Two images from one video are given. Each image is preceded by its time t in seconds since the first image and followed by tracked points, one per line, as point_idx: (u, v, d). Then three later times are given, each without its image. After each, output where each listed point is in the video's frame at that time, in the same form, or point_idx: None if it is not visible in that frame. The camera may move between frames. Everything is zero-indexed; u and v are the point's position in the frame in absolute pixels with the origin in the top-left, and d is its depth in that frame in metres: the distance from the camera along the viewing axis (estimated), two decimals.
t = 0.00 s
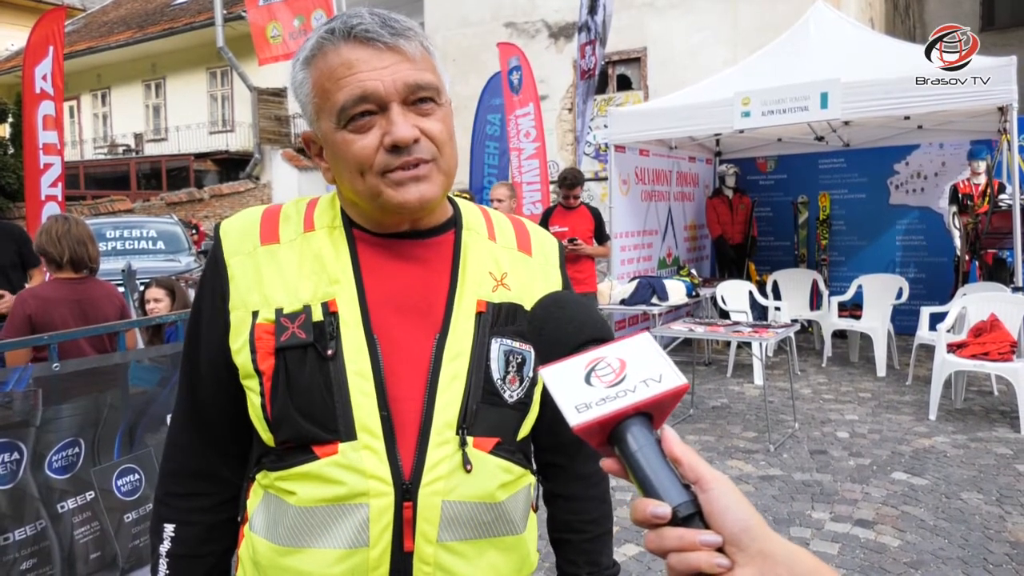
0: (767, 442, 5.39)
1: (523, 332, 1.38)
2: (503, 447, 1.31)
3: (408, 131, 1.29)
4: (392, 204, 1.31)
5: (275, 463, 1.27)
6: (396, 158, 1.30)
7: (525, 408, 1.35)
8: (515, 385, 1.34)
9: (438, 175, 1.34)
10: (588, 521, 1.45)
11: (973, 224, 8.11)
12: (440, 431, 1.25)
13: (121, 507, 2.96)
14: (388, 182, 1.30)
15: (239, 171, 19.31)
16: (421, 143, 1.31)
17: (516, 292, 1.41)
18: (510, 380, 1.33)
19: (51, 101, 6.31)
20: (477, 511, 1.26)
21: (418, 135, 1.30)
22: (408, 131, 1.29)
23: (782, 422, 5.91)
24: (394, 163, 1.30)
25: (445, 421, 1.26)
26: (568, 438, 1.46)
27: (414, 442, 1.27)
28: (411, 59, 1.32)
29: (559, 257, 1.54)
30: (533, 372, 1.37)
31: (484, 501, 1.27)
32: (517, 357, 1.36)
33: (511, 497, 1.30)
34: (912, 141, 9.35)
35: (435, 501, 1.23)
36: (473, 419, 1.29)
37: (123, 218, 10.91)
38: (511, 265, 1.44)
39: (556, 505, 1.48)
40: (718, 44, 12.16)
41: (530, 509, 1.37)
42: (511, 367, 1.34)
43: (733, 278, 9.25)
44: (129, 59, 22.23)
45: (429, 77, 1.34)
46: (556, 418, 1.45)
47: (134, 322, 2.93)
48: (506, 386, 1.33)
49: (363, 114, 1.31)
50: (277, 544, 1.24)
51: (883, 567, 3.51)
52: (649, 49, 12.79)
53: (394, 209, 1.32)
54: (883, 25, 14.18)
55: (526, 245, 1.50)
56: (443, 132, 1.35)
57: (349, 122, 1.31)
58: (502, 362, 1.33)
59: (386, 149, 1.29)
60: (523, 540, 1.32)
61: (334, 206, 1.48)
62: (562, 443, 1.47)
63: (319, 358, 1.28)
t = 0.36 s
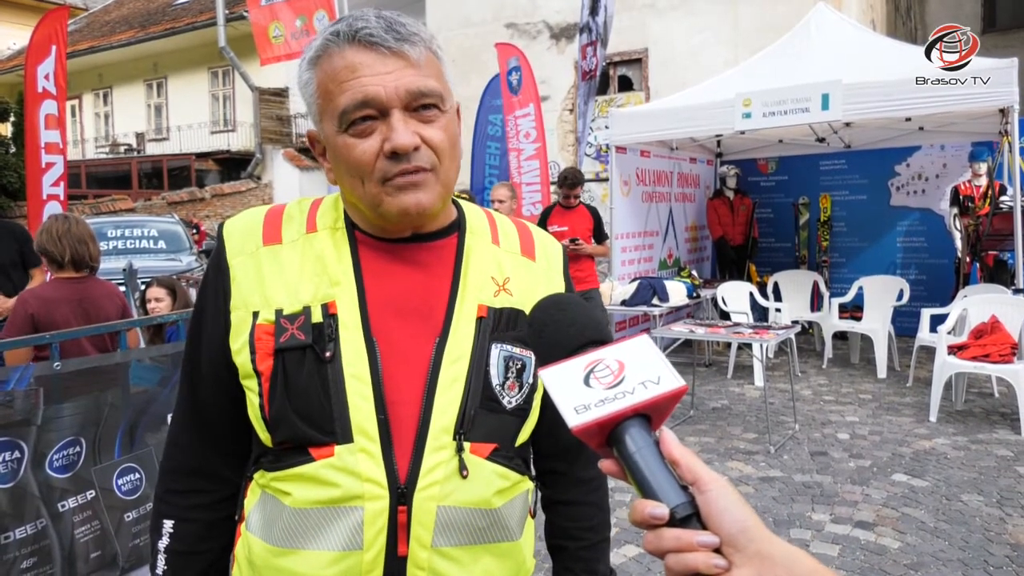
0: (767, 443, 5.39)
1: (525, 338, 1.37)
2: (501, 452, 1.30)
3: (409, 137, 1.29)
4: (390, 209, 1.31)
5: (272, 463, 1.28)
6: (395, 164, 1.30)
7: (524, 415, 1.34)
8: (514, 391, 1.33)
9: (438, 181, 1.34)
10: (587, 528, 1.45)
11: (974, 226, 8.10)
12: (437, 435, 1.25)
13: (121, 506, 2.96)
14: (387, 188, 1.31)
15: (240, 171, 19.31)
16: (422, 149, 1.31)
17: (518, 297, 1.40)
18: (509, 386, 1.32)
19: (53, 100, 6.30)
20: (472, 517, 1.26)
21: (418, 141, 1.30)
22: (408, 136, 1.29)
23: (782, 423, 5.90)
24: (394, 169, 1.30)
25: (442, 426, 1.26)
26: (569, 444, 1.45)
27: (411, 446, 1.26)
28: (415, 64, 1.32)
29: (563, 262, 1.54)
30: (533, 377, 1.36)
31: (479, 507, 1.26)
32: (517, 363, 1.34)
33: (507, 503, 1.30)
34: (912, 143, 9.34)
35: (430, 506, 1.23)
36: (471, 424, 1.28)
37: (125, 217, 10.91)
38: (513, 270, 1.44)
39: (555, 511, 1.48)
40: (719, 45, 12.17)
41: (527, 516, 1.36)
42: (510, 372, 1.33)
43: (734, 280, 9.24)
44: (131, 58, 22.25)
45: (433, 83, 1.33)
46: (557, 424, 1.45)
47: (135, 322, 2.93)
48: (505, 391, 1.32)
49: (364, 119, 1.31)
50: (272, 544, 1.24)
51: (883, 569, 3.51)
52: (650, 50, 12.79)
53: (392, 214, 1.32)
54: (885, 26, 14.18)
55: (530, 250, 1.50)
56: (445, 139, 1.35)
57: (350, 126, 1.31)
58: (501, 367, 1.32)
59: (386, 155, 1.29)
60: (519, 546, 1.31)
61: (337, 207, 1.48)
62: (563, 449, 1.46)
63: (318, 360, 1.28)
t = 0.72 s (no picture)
0: (768, 447, 5.39)
1: (524, 344, 1.37)
2: (500, 458, 1.30)
3: (408, 143, 1.30)
4: (390, 215, 1.32)
5: (271, 468, 1.28)
6: (394, 170, 1.30)
7: (524, 421, 1.34)
8: (513, 397, 1.33)
9: (437, 189, 1.34)
10: (588, 535, 1.45)
11: (975, 229, 8.08)
12: (435, 441, 1.25)
13: (123, 509, 2.96)
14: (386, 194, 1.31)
15: (242, 174, 19.35)
16: (421, 155, 1.31)
17: (517, 302, 1.40)
18: (508, 392, 1.32)
19: (56, 103, 6.31)
20: (470, 522, 1.26)
21: (418, 147, 1.30)
22: (408, 142, 1.29)
23: (784, 427, 5.90)
24: (393, 175, 1.31)
25: (439, 432, 1.25)
26: (569, 449, 1.46)
27: (408, 452, 1.26)
28: (416, 69, 1.32)
29: (565, 267, 1.53)
30: (533, 383, 1.36)
31: (477, 512, 1.26)
32: (517, 369, 1.34)
33: (505, 510, 1.30)
34: (913, 146, 9.35)
35: (428, 512, 1.23)
36: (469, 429, 1.28)
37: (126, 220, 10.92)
38: (513, 276, 1.44)
39: (556, 518, 1.48)
40: (720, 48, 12.19)
41: (526, 522, 1.36)
42: (509, 378, 1.33)
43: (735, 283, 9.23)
44: (132, 62, 22.28)
45: (434, 89, 1.34)
46: (557, 430, 1.45)
47: (138, 325, 2.95)
48: (505, 397, 1.32)
49: (364, 124, 1.31)
50: (270, 549, 1.25)
51: (885, 573, 3.50)
52: (651, 54, 12.80)
53: (391, 220, 1.33)
54: (885, 30, 14.20)
55: (531, 256, 1.49)
56: (444, 145, 1.35)
57: (350, 131, 1.31)
58: (501, 372, 1.32)
59: (385, 160, 1.29)
60: (518, 552, 1.31)
61: (338, 213, 1.48)
62: (564, 455, 1.46)
63: (315, 365, 1.28)
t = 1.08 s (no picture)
0: (773, 451, 5.38)
1: (523, 347, 1.37)
2: (497, 461, 1.30)
3: (410, 150, 1.30)
4: (390, 222, 1.32)
5: (272, 471, 1.29)
6: (395, 176, 1.31)
7: (523, 423, 1.34)
8: (511, 400, 1.32)
9: (437, 195, 1.35)
10: (589, 538, 1.45)
11: (981, 233, 8.08)
12: (432, 444, 1.25)
13: (128, 512, 2.97)
14: (386, 201, 1.32)
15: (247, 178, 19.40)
16: (422, 162, 1.31)
17: (517, 306, 1.40)
18: (506, 395, 1.32)
19: (63, 107, 6.35)
20: (467, 525, 1.26)
21: (419, 154, 1.31)
22: (409, 150, 1.30)
23: (788, 431, 5.89)
24: (394, 181, 1.31)
25: (437, 434, 1.26)
26: (570, 452, 1.46)
27: (405, 455, 1.26)
28: (419, 76, 1.32)
29: (565, 270, 1.53)
30: (532, 386, 1.36)
31: (474, 515, 1.26)
32: (515, 372, 1.34)
33: (504, 512, 1.30)
34: (919, 150, 9.34)
35: (424, 514, 1.23)
36: (467, 432, 1.28)
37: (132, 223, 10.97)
38: (513, 279, 1.43)
39: (556, 521, 1.48)
40: (724, 53, 12.19)
41: (525, 524, 1.36)
42: (507, 381, 1.33)
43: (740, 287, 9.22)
44: (139, 66, 22.38)
45: (437, 96, 1.34)
46: (557, 431, 1.45)
47: (143, 328, 2.95)
48: (502, 400, 1.32)
49: (366, 130, 1.31)
50: (271, 549, 1.25)
51: None
52: (656, 58, 12.79)
53: (391, 226, 1.33)
54: (891, 33, 14.17)
55: (530, 259, 1.49)
56: (446, 152, 1.35)
57: (352, 136, 1.32)
58: (498, 376, 1.32)
59: (386, 167, 1.30)
60: (515, 554, 1.31)
61: (339, 218, 1.49)
62: (564, 458, 1.46)
63: (313, 368, 1.29)
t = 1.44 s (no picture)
0: (777, 451, 5.37)
1: (523, 346, 1.37)
2: (498, 458, 1.30)
3: (412, 152, 1.30)
4: (391, 220, 1.33)
5: (275, 468, 1.29)
6: (398, 176, 1.32)
7: (523, 421, 1.34)
8: (511, 398, 1.33)
9: (438, 195, 1.35)
10: (589, 535, 1.45)
11: (987, 233, 8.07)
12: (433, 441, 1.26)
13: (134, 510, 2.98)
14: (388, 200, 1.32)
15: (252, 177, 19.43)
16: (424, 163, 1.32)
17: (517, 305, 1.41)
18: (506, 393, 1.33)
19: (70, 108, 6.38)
20: (468, 522, 1.26)
21: (422, 156, 1.32)
22: (412, 151, 1.30)
23: (793, 431, 5.88)
24: (396, 182, 1.32)
25: (437, 432, 1.26)
26: (570, 450, 1.46)
27: (407, 453, 1.27)
28: (424, 78, 1.33)
29: (565, 269, 1.54)
30: (532, 384, 1.36)
31: (475, 511, 1.26)
32: (515, 370, 1.35)
33: (504, 509, 1.30)
34: (924, 150, 9.31)
35: (426, 511, 1.23)
36: (467, 430, 1.29)
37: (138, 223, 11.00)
38: (513, 278, 1.44)
39: (557, 518, 1.49)
40: (729, 53, 12.18)
41: (525, 521, 1.36)
42: (507, 379, 1.33)
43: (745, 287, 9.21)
44: (145, 66, 22.43)
45: (441, 98, 1.35)
46: (557, 430, 1.45)
47: (150, 327, 2.97)
48: (502, 398, 1.32)
49: (369, 129, 1.32)
50: (274, 546, 1.26)
51: None
52: (661, 58, 12.79)
53: (392, 224, 1.34)
54: (896, 33, 14.13)
55: (531, 258, 1.49)
56: (449, 153, 1.36)
57: (355, 136, 1.32)
58: (498, 374, 1.33)
59: (389, 167, 1.31)
60: (515, 551, 1.31)
61: (341, 218, 1.50)
62: (564, 456, 1.47)
63: (315, 367, 1.29)
